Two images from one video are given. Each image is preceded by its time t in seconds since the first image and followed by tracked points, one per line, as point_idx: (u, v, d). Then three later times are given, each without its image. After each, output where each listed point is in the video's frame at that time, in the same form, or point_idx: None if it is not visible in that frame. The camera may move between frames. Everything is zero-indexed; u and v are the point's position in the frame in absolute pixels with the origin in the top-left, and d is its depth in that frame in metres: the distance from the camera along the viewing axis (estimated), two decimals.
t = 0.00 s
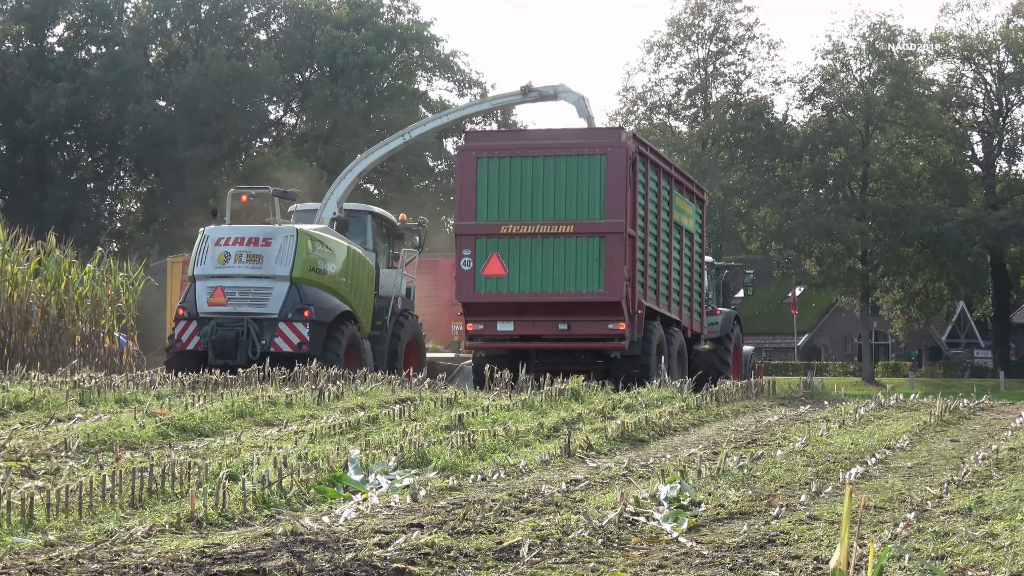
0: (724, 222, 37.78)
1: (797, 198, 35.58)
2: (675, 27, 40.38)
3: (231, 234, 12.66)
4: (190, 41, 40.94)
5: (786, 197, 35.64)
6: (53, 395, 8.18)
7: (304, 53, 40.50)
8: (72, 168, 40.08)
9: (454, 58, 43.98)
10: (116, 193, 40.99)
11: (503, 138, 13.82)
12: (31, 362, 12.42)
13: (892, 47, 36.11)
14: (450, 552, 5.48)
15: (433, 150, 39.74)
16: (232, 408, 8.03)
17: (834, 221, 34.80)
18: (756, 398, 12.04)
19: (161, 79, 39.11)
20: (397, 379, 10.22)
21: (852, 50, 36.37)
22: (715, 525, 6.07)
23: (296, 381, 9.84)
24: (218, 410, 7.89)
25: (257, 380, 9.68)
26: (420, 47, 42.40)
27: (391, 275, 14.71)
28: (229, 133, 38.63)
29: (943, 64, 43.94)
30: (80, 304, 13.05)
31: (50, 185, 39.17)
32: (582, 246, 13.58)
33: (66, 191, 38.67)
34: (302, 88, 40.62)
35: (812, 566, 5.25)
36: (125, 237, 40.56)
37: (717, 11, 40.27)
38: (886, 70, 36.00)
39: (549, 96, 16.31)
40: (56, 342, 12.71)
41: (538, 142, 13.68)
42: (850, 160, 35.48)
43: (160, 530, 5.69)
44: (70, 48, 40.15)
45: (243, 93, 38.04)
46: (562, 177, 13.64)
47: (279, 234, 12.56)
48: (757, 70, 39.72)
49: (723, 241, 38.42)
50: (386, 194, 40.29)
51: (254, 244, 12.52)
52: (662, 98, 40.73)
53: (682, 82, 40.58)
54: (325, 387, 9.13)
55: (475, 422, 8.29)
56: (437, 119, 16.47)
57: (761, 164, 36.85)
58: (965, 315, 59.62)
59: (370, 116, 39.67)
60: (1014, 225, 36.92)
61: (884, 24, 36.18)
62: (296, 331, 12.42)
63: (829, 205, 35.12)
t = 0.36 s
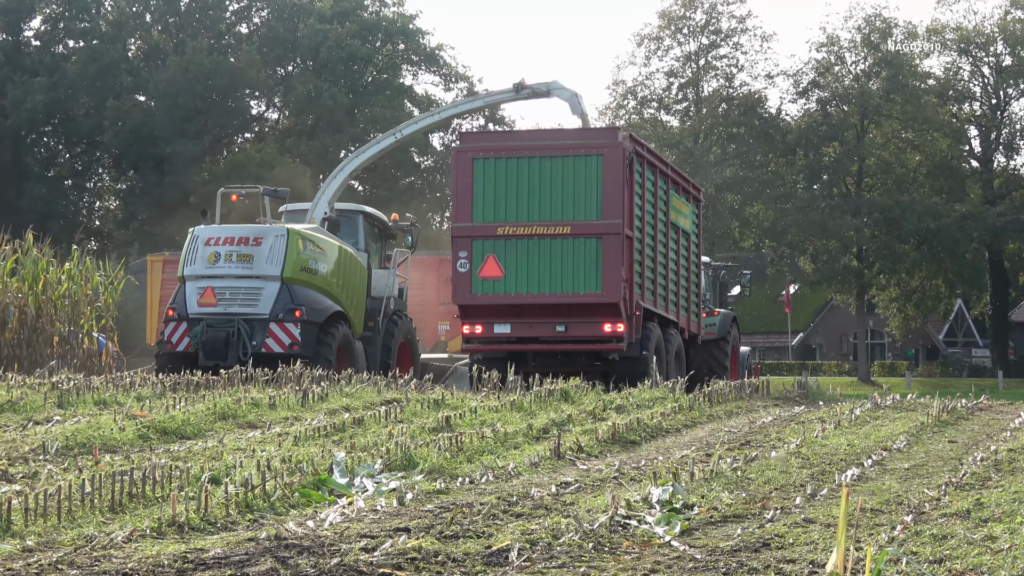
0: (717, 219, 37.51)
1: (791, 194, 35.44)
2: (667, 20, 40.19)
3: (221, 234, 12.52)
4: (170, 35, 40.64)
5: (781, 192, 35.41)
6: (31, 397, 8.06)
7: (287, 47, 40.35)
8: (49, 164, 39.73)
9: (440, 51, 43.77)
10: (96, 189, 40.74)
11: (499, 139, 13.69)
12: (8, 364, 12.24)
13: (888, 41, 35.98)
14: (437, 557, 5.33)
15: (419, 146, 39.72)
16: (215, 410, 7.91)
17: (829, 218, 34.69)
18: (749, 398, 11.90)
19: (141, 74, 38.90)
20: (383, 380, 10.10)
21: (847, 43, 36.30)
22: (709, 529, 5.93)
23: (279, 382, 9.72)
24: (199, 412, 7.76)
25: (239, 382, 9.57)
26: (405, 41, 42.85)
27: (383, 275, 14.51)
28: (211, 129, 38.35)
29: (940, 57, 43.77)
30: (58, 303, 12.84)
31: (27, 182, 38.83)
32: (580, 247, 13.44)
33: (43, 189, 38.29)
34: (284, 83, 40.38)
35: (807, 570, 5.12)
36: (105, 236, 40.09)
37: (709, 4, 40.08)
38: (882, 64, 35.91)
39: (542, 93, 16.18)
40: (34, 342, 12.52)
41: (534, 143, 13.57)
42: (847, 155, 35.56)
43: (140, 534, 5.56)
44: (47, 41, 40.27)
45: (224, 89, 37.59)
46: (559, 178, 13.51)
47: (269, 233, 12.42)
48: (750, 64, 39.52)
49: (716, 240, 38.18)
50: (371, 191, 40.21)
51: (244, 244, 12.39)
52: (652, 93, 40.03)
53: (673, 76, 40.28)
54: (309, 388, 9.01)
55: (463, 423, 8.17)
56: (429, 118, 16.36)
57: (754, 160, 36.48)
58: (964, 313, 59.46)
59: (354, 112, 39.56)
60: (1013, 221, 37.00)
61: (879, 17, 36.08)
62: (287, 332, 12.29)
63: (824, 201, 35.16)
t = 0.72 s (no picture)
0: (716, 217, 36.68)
1: (792, 188, 35.17)
2: (664, 12, 40.00)
3: (213, 232, 12.43)
4: (156, 27, 39.87)
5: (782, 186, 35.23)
6: (14, 398, 7.91)
7: (276, 40, 40.54)
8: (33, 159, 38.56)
9: (433, 44, 43.42)
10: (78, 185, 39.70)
11: (503, 138, 13.54)
12: None
13: (891, 31, 36.16)
14: (431, 561, 5.20)
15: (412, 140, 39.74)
16: (202, 411, 7.79)
17: (830, 213, 34.48)
18: (750, 397, 11.76)
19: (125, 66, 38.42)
20: (375, 380, 9.97)
21: (849, 35, 36.24)
22: (708, 531, 5.80)
23: (269, 382, 9.61)
24: (187, 413, 7.62)
25: (226, 381, 9.45)
26: (397, 33, 42.35)
27: (377, 274, 14.49)
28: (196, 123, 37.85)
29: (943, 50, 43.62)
30: (42, 302, 12.70)
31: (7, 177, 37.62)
32: (584, 247, 13.31)
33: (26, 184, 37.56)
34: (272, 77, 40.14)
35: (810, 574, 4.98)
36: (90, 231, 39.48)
37: None
38: (884, 57, 36.10)
39: (538, 87, 16.07)
40: (16, 342, 12.40)
41: (538, 142, 13.42)
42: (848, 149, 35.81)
43: (127, 538, 5.42)
44: (30, 35, 38.83)
45: (213, 82, 37.52)
46: (563, 178, 13.36)
47: (262, 232, 12.34)
48: (749, 56, 39.31)
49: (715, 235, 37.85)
50: (361, 186, 39.96)
51: (236, 242, 12.30)
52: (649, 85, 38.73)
53: (671, 68, 39.17)
54: (299, 388, 8.88)
55: (457, 424, 8.04)
56: (423, 113, 16.25)
57: (753, 155, 35.97)
58: (967, 311, 59.26)
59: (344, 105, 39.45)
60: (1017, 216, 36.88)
61: (883, 9, 36.04)
62: (280, 331, 12.14)
63: (825, 196, 34.98)
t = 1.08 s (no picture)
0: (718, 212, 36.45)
1: (795, 183, 35.07)
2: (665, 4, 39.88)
3: (211, 229, 12.35)
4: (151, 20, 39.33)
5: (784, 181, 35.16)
6: (9, 397, 7.83)
7: (272, 33, 39.86)
8: (25, 155, 38.46)
9: (430, 37, 43.62)
10: (73, 180, 39.54)
11: (514, 135, 13.45)
12: None
13: (896, 24, 36.02)
14: (431, 561, 5.13)
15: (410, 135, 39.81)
16: (199, 409, 7.72)
17: (833, 209, 34.39)
18: (753, 396, 11.67)
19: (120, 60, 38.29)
20: (373, 378, 9.90)
21: (853, 28, 36.13)
22: (711, 531, 5.73)
23: (266, 380, 9.54)
24: (184, 411, 7.57)
25: (223, 379, 9.38)
26: (395, 27, 42.59)
27: (377, 271, 14.33)
28: (192, 118, 37.72)
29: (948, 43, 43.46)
30: (36, 299, 12.63)
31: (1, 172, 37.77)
32: (594, 246, 13.24)
33: (20, 179, 37.40)
34: (268, 71, 39.98)
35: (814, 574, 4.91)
36: (85, 228, 39.29)
37: None
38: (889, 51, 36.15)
39: (539, 82, 16.00)
40: (10, 339, 12.31)
41: (549, 140, 13.34)
42: (851, 145, 35.49)
43: (123, 537, 5.35)
44: (23, 28, 39.05)
45: (208, 76, 37.11)
46: (573, 176, 13.29)
47: (260, 228, 12.25)
48: (752, 50, 39.23)
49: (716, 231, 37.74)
50: (359, 181, 39.83)
51: (235, 239, 12.22)
52: (652, 80, 39.44)
53: (672, 62, 39.62)
54: (297, 386, 8.81)
55: (457, 422, 7.97)
56: (423, 109, 16.20)
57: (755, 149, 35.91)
58: (972, 308, 59.08)
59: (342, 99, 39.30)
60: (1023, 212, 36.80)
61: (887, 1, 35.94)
62: (279, 329, 12.08)
63: (829, 191, 34.86)
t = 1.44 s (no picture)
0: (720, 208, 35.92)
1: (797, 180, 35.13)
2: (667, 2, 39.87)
3: (210, 225, 12.34)
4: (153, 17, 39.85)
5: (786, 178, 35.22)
6: (10, 394, 7.81)
7: (274, 30, 39.73)
8: (28, 151, 38.19)
9: (432, 34, 43.70)
10: (75, 178, 39.48)
11: (518, 134, 13.46)
12: None
13: (898, 21, 36.03)
14: (433, 558, 5.13)
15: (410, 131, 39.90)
16: (200, 406, 7.72)
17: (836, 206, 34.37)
18: (755, 393, 11.67)
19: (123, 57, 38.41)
20: (375, 375, 9.91)
21: (855, 25, 36.10)
22: (713, 528, 5.72)
23: (267, 377, 9.54)
24: (185, 408, 7.58)
25: (225, 376, 9.38)
26: (397, 23, 42.71)
27: (377, 267, 14.32)
28: (194, 115, 37.69)
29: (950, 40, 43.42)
30: (37, 297, 12.61)
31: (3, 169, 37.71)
32: (599, 243, 13.23)
33: (22, 175, 37.34)
34: (271, 67, 39.98)
35: (816, 571, 4.91)
36: (86, 226, 39.22)
37: None
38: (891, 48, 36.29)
39: (540, 79, 16.00)
40: (12, 336, 12.25)
41: (554, 139, 13.34)
42: (853, 141, 35.23)
43: (125, 534, 5.35)
44: (24, 25, 38.77)
45: (210, 73, 37.13)
46: (578, 174, 13.29)
47: (259, 224, 12.22)
48: (753, 47, 39.24)
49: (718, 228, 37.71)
50: (361, 179, 39.80)
51: (234, 235, 12.20)
52: (653, 77, 39.49)
53: (674, 59, 39.80)
54: (299, 384, 8.81)
55: (458, 419, 7.97)
56: (423, 105, 16.18)
57: (758, 146, 35.84)
58: (974, 306, 59.10)
59: (343, 96, 39.21)
60: None
61: None
62: (278, 326, 12.12)
63: (831, 188, 34.84)
